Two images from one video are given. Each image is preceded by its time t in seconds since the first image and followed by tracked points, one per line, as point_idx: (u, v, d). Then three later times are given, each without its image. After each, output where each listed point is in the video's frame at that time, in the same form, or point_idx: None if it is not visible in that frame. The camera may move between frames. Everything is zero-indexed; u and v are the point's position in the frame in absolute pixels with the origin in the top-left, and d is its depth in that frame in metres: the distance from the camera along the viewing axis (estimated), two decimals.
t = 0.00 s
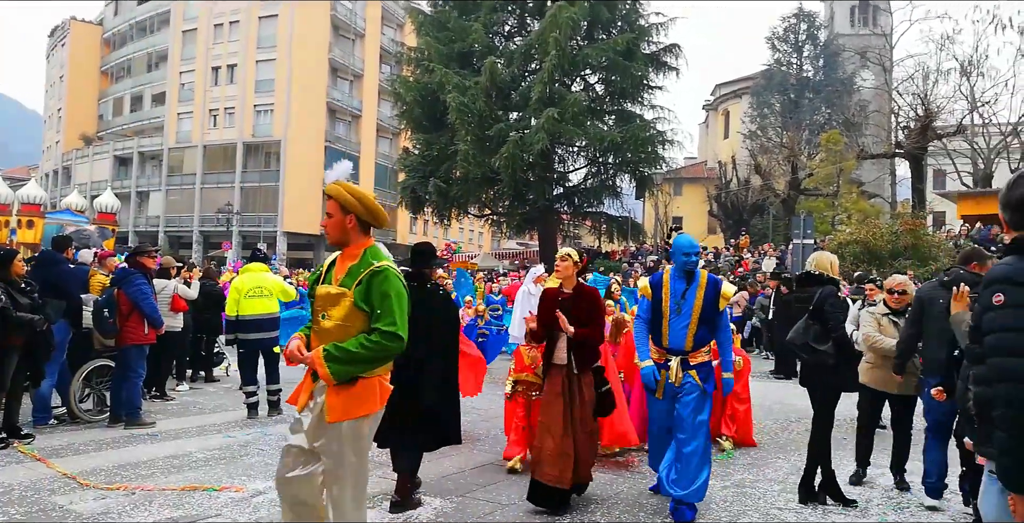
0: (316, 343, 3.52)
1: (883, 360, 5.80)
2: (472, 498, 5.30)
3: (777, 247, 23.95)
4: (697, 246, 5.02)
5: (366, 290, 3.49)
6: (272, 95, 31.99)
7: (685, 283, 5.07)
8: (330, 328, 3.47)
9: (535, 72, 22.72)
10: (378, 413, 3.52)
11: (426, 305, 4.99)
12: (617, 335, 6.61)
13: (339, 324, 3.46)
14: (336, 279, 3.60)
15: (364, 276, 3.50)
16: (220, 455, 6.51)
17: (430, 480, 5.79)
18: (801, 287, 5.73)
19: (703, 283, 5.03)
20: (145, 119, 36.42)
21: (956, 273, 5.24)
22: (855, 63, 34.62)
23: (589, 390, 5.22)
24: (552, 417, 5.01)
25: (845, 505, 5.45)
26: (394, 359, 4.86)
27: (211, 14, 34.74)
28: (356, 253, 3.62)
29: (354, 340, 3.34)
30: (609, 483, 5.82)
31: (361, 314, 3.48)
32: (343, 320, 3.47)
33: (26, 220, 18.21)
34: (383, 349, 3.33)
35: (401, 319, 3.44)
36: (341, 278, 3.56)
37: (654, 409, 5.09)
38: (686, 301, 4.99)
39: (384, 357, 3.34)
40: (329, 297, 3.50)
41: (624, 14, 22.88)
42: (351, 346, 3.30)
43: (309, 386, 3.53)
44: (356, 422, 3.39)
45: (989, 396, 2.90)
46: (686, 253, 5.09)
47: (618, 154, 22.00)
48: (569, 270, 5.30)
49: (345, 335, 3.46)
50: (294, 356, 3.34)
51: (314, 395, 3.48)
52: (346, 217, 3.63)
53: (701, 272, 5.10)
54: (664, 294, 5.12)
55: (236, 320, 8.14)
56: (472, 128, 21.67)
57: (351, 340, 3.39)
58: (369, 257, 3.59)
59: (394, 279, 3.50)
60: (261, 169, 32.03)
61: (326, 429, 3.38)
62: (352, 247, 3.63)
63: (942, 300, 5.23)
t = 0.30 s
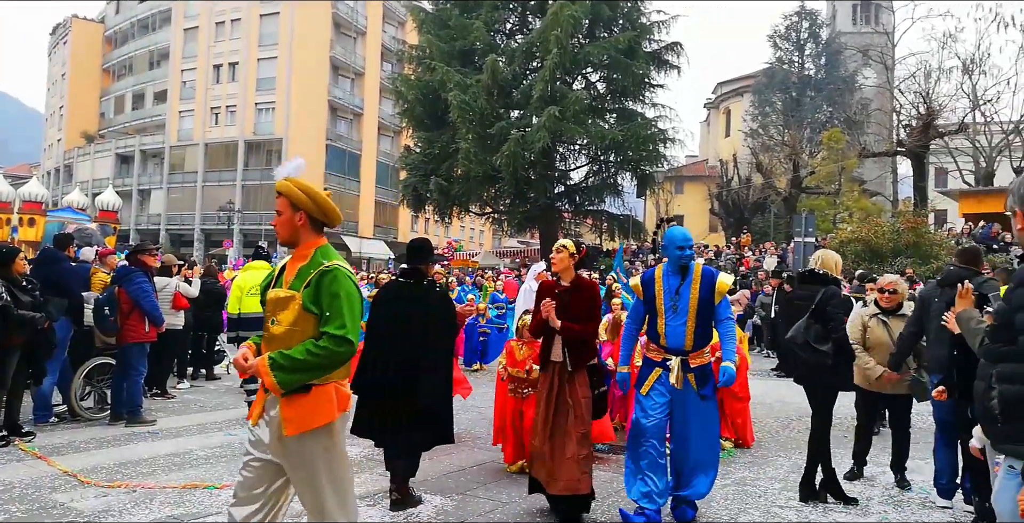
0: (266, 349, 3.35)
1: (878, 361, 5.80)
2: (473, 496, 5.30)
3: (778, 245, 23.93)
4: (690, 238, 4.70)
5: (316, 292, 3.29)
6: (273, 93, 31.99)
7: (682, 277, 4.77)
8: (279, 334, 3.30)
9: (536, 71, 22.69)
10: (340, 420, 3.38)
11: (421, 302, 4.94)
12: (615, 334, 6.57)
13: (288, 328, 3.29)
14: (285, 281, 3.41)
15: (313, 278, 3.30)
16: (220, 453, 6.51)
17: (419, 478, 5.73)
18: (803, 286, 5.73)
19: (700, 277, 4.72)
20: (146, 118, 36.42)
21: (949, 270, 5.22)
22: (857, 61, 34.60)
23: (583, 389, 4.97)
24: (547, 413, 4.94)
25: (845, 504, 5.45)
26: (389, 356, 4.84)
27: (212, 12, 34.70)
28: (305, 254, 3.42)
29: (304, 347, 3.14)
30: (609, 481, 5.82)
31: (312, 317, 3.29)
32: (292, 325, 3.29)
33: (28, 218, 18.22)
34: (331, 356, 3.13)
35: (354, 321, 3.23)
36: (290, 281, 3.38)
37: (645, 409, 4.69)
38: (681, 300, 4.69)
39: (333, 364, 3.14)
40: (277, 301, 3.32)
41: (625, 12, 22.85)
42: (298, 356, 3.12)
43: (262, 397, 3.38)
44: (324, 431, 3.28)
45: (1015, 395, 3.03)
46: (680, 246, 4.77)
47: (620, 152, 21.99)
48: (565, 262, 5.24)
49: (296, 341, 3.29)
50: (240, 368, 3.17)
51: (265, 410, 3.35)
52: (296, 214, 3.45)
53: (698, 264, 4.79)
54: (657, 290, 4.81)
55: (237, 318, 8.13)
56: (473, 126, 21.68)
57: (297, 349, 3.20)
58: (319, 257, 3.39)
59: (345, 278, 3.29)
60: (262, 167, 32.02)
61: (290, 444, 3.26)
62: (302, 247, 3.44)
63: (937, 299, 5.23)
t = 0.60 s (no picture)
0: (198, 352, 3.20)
1: (871, 360, 5.70)
2: (471, 497, 5.29)
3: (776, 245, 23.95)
4: (667, 238, 4.49)
5: (251, 286, 3.13)
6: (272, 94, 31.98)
7: (663, 280, 4.54)
8: (211, 333, 3.13)
9: (535, 71, 22.68)
10: (272, 425, 3.22)
11: (404, 301, 4.93)
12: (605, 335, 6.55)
13: (221, 326, 3.12)
14: (221, 277, 3.26)
15: (248, 272, 3.13)
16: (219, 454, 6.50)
17: (417, 479, 5.72)
18: (800, 287, 5.77)
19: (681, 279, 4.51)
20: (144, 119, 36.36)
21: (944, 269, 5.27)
22: (855, 61, 34.66)
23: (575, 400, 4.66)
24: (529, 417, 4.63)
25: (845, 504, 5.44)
26: (375, 356, 4.82)
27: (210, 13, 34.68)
28: (241, 248, 3.27)
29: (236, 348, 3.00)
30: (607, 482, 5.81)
31: (247, 315, 3.13)
32: (226, 321, 3.13)
33: (25, 219, 18.19)
34: (263, 359, 2.99)
35: (291, 320, 3.10)
36: (225, 276, 3.22)
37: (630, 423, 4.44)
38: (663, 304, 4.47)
39: (266, 367, 3.01)
40: (210, 297, 3.15)
41: (624, 13, 22.88)
42: (227, 358, 2.97)
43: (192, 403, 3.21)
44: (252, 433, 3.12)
45: None
46: (656, 246, 4.54)
47: (619, 153, 21.99)
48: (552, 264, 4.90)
49: (230, 339, 3.13)
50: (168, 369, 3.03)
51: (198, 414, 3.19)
52: (236, 204, 3.29)
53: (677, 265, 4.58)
54: (635, 295, 4.59)
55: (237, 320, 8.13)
56: (472, 127, 21.68)
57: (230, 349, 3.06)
58: (256, 250, 3.23)
59: (282, 271, 3.13)
60: (261, 167, 31.99)
61: (213, 449, 3.06)
62: (238, 240, 3.28)
63: (931, 300, 5.29)
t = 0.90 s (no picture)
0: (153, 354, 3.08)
1: (864, 360, 5.72)
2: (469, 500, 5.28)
3: (773, 248, 24.00)
4: (649, 231, 4.16)
5: (208, 283, 3.04)
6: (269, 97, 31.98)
7: (641, 277, 4.18)
8: (169, 333, 3.03)
9: (532, 74, 22.69)
10: (235, 425, 3.15)
11: (380, 303, 4.89)
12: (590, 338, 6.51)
13: (180, 327, 3.02)
14: (179, 275, 3.16)
15: (205, 269, 3.06)
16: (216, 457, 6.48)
17: (414, 482, 5.71)
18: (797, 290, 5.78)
19: (660, 276, 4.14)
20: (141, 122, 36.28)
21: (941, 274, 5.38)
22: (851, 65, 34.78)
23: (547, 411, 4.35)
24: (502, 421, 4.38)
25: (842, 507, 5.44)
26: (354, 358, 4.76)
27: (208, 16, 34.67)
28: (202, 247, 3.20)
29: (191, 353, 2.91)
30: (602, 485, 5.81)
31: (204, 314, 3.03)
32: (183, 321, 3.02)
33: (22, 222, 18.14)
34: (217, 365, 2.89)
35: (249, 321, 3.00)
36: (184, 274, 3.14)
37: (605, 432, 4.15)
38: (639, 301, 4.12)
39: (221, 372, 2.91)
40: (167, 295, 3.06)
41: (621, 17, 22.95)
42: (181, 366, 2.88)
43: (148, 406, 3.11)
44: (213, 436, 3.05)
45: None
46: (638, 239, 4.20)
47: (616, 156, 21.99)
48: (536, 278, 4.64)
49: (186, 340, 3.02)
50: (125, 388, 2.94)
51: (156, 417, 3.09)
52: (201, 199, 3.24)
53: (661, 261, 4.22)
54: (611, 291, 4.25)
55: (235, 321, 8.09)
56: (469, 130, 21.68)
57: (184, 357, 2.95)
58: (216, 246, 3.16)
59: (241, 268, 3.04)
60: (258, 170, 31.94)
61: (172, 456, 3.00)
62: (200, 236, 3.22)
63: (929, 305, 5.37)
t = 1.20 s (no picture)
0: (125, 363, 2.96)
1: (867, 359, 5.74)
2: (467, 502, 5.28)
3: (771, 248, 24.03)
4: (633, 228, 3.80)
5: (175, 286, 2.89)
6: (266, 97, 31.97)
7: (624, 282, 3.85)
8: (136, 339, 2.90)
9: (530, 75, 22.67)
10: (208, 436, 2.97)
11: (360, 300, 4.86)
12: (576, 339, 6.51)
13: (146, 333, 2.89)
14: (153, 278, 3.03)
15: (174, 271, 2.90)
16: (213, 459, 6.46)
17: (411, 484, 5.69)
18: (798, 289, 5.77)
19: (644, 283, 3.79)
20: (138, 122, 36.25)
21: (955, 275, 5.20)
22: (849, 65, 34.82)
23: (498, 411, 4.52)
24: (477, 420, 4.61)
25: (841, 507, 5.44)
26: (332, 358, 4.70)
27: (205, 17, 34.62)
28: (177, 247, 3.05)
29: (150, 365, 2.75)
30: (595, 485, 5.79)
31: (169, 319, 2.90)
32: (151, 326, 2.90)
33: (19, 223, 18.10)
34: (173, 378, 2.72)
35: (214, 329, 2.82)
36: (157, 276, 3.01)
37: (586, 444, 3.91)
38: (619, 306, 3.79)
39: (180, 386, 2.74)
40: (136, 299, 2.93)
41: (619, 17, 22.95)
42: (142, 382, 2.73)
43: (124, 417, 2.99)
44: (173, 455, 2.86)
45: None
46: (622, 240, 3.84)
47: (613, 156, 21.96)
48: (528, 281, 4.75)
49: (152, 345, 2.91)
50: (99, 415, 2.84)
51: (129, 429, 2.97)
52: (181, 197, 3.11)
53: (649, 265, 3.87)
54: (595, 294, 3.96)
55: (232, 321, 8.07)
56: (467, 130, 21.70)
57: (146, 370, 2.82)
58: (190, 248, 3.01)
59: (207, 270, 2.86)
60: (255, 171, 31.91)
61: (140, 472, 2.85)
62: (177, 236, 3.08)
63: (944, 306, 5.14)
